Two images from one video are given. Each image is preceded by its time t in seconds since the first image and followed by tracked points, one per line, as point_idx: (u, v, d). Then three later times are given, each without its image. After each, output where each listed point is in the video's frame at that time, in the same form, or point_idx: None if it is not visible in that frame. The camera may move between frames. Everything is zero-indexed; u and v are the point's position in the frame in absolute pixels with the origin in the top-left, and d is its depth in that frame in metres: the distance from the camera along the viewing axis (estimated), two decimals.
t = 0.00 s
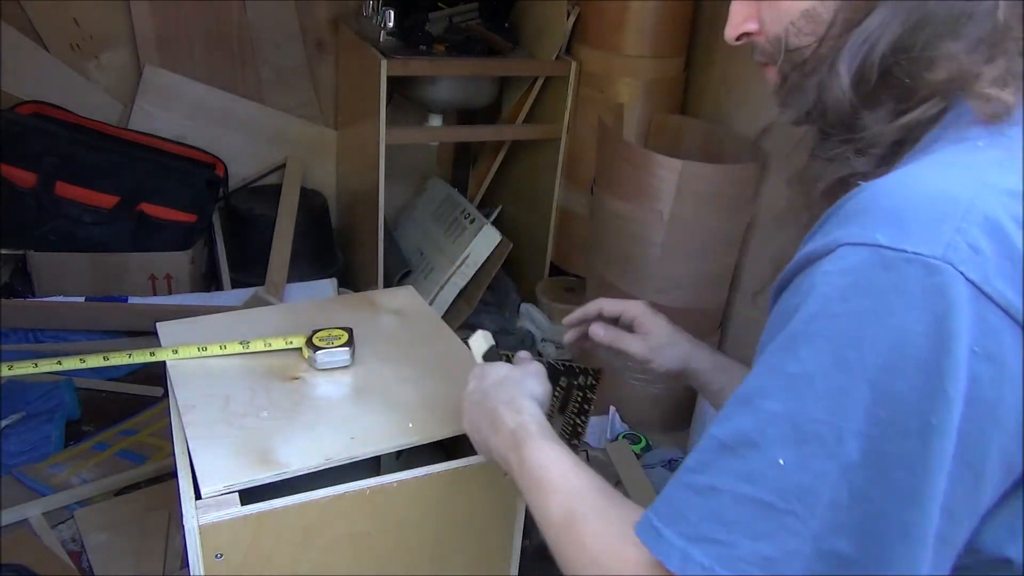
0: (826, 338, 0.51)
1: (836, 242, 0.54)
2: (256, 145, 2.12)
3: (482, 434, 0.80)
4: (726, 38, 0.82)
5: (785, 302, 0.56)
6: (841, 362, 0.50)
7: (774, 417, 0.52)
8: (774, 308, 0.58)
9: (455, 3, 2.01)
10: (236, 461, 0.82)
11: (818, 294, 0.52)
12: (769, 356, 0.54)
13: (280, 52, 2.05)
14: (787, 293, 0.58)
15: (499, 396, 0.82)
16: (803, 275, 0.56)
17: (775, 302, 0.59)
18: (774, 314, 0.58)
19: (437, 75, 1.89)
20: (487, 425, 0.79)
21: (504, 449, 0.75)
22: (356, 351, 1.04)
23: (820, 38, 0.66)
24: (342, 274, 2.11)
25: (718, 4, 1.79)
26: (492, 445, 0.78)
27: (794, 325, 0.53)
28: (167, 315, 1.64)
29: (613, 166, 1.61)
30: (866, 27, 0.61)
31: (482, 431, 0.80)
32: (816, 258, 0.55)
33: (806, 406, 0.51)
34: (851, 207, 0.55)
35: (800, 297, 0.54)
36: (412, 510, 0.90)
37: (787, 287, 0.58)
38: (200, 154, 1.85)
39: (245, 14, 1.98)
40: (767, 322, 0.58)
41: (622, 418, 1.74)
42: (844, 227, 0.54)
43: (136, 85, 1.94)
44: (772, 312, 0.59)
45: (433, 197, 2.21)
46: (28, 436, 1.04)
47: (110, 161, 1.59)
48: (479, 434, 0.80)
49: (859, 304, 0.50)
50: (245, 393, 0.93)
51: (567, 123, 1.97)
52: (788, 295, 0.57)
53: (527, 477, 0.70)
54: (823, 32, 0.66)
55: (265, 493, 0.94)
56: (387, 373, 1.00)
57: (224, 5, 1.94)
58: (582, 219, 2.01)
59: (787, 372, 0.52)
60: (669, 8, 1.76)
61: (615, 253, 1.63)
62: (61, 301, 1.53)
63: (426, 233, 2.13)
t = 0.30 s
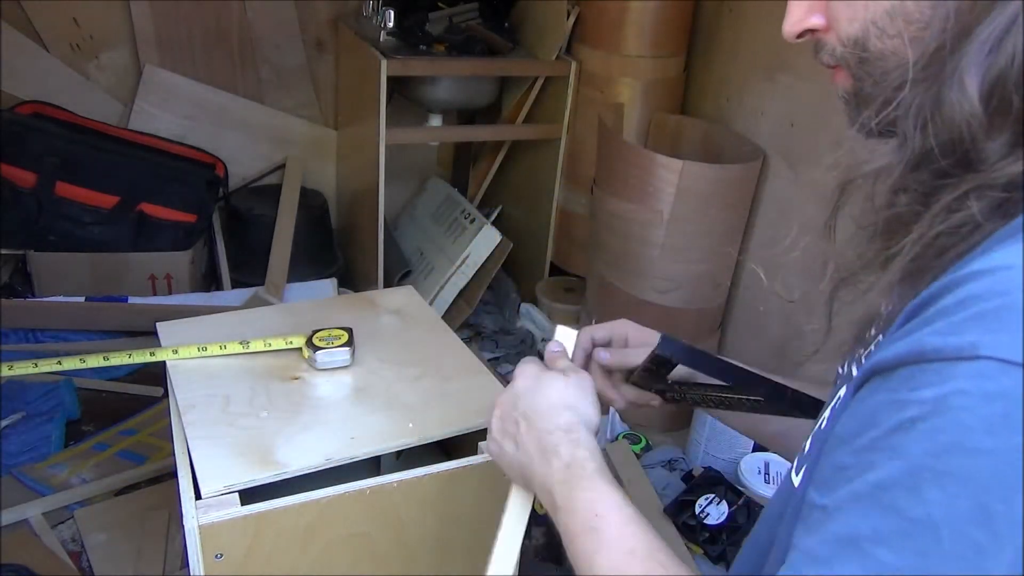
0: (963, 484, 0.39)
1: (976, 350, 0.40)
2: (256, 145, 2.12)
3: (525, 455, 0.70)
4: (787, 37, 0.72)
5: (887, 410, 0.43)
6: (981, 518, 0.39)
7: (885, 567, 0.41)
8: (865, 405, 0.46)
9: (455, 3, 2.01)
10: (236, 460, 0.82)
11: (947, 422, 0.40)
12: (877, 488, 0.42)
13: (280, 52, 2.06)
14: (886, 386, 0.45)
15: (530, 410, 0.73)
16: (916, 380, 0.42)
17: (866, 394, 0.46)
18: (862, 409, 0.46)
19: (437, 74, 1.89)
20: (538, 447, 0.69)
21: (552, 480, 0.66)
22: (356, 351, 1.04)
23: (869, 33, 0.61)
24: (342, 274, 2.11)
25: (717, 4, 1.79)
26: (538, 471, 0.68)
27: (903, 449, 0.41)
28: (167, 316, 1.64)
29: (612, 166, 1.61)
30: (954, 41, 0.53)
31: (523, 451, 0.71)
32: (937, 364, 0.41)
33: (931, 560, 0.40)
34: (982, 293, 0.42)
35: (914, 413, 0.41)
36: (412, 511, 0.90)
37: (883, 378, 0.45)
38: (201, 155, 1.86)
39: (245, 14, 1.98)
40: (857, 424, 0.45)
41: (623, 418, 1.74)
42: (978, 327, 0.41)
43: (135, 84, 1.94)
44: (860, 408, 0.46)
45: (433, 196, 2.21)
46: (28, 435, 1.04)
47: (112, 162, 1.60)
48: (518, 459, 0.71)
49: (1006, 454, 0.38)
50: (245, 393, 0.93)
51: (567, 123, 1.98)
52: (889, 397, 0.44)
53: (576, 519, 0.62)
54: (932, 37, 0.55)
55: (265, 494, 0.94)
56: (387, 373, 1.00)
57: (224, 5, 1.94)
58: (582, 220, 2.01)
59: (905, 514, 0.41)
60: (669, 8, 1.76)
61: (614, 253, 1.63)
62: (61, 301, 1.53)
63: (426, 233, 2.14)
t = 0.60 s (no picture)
0: (1010, 517, 0.38)
1: None
2: (256, 145, 2.12)
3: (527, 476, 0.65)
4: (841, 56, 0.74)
5: (929, 437, 0.42)
6: None
7: None
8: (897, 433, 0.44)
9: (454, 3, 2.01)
10: (236, 460, 0.82)
11: (996, 456, 0.39)
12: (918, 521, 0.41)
13: (280, 52, 2.05)
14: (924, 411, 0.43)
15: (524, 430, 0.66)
16: (961, 408, 0.41)
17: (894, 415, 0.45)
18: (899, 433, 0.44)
19: (437, 75, 1.89)
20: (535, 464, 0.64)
21: (546, 516, 0.61)
22: (356, 351, 1.04)
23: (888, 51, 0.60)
24: (342, 274, 2.11)
25: (718, 4, 1.79)
26: (529, 504, 0.63)
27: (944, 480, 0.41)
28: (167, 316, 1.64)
29: (612, 166, 1.61)
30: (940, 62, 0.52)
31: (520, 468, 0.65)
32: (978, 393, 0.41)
33: None
34: None
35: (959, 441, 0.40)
36: (412, 511, 0.90)
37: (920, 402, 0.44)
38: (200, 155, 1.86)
39: (245, 15, 1.98)
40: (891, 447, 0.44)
41: (622, 418, 1.74)
42: None
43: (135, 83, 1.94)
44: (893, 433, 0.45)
45: (433, 196, 2.21)
46: (29, 434, 1.04)
47: (112, 162, 1.60)
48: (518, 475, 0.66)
49: None
50: (244, 393, 0.93)
51: (567, 123, 1.97)
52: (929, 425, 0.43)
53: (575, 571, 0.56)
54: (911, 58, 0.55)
55: (265, 494, 0.94)
56: (388, 373, 1.00)
57: (224, 5, 1.94)
58: (582, 220, 2.01)
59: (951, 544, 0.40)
60: (669, 8, 1.76)
61: (614, 253, 1.63)
62: (62, 301, 1.54)
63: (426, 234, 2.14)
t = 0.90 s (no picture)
0: (937, 382, 0.40)
1: (948, 261, 0.41)
2: (256, 145, 2.12)
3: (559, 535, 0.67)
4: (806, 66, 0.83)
5: (885, 351, 0.45)
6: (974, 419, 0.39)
7: (891, 472, 0.41)
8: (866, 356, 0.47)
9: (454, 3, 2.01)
10: (236, 460, 0.82)
11: (929, 330, 0.41)
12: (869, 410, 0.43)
13: (280, 52, 2.06)
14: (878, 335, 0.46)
15: (552, 499, 0.71)
16: (904, 311, 0.44)
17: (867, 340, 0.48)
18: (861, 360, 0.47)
19: (437, 75, 1.89)
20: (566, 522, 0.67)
21: (585, 561, 0.62)
22: (356, 351, 1.04)
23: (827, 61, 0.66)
24: (342, 275, 2.11)
25: (718, 4, 1.79)
26: (566, 556, 0.65)
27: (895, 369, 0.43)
28: (167, 316, 1.64)
29: (612, 167, 1.61)
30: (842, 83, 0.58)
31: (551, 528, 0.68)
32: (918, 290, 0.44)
33: (933, 453, 0.40)
34: (945, 223, 0.44)
35: (903, 330, 0.43)
36: (412, 511, 0.90)
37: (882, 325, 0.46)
38: (201, 155, 1.85)
39: (245, 15, 1.98)
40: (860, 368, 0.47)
41: (622, 418, 1.74)
42: (954, 234, 0.42)
43: (135, 84, 1.94)
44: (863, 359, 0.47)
45: (433, 197, 2.21)
46: (29, 433, 1.05)
47: (111, 162, 1.59)
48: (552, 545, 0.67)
49: (980, 346, 0.39)
50: (245, 394, 0.93)
51: (567, 123, 1.98)
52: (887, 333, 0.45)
53: None
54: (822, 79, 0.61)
55: (264, 494, 0.94)
56: (388, 373, 1.00)
57: (224, 5, 1.94)
58: (582, 219, 2.01)
59: (898, 422, 0.41)
60: (669, 8, 1.76)
61: (614, 253, 1.63)
62: (62, 301, 1.56)
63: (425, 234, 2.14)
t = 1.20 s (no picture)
0: (812, 242, 0.54)
1: (794, 184, 0.58)
2: (255, 145, 2.12)
3: None
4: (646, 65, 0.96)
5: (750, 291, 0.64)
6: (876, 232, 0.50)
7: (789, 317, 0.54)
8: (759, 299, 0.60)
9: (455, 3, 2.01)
10: (236, 461, 0.82)
11: (794, 220, 0.56)
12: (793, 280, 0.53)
13: (280, 52, 2.06)
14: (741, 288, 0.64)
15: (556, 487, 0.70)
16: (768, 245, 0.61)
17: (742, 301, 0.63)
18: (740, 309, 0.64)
19: (436, 75, 1.89)
20: None
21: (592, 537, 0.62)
22: (356, 351, 1.04)
23: (678, 104, 0.73)
24: (342, 275, 2.11)
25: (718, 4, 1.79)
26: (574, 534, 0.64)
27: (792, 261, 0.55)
28: (167, 316, 1.64)
29: (612, 167, 1.61)
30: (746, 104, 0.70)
31: None
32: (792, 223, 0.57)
33: (817, 292, 0.52)
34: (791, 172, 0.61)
35: (787, 238, 0.56)
36: (412, 512, 0.90)
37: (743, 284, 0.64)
38: (201, 155, 1.85)
39: (245, 15, 1.98)
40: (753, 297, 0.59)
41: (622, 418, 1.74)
42: (802, 167, 0.59)
43: (135, 84, 1.94)
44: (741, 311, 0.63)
45: (433, 197, 2.21)
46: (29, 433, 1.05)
47: (111, 162, 1.59)
48: None
49: (838, 218, 0.53)
50: (245, 394, 0.93)
51: (567, 123, 1.98)
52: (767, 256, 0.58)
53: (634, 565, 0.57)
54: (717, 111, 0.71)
55: (264, 494, 0.94)
56: (388, 374, 1.00)
57: (224, 5, 1.94)
58: (582, 219, 2.01)
59: (805, 277, 0.53)
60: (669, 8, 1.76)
61: (614, 254, 1.64)
62: (62, 302, 1.56)
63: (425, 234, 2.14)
